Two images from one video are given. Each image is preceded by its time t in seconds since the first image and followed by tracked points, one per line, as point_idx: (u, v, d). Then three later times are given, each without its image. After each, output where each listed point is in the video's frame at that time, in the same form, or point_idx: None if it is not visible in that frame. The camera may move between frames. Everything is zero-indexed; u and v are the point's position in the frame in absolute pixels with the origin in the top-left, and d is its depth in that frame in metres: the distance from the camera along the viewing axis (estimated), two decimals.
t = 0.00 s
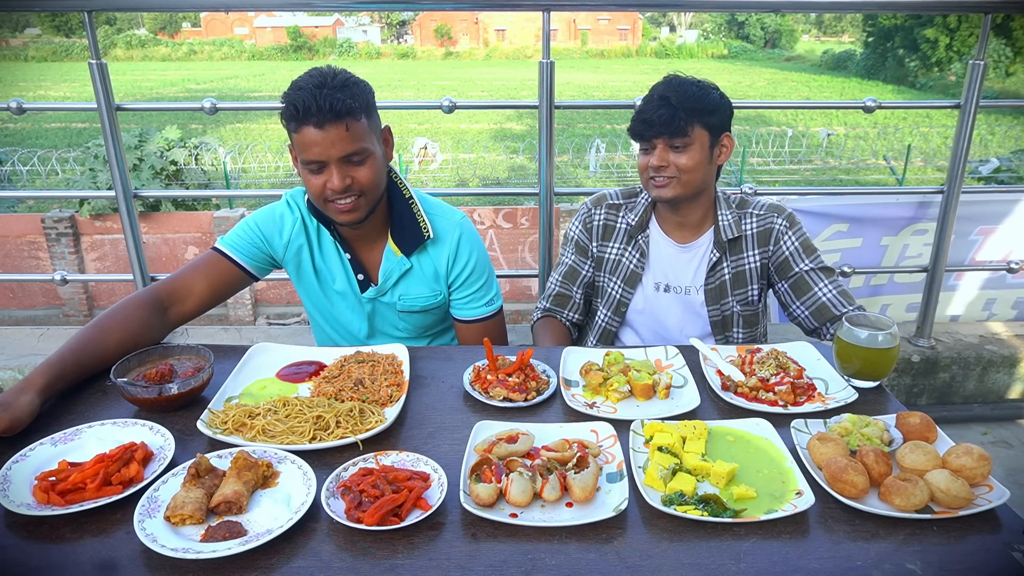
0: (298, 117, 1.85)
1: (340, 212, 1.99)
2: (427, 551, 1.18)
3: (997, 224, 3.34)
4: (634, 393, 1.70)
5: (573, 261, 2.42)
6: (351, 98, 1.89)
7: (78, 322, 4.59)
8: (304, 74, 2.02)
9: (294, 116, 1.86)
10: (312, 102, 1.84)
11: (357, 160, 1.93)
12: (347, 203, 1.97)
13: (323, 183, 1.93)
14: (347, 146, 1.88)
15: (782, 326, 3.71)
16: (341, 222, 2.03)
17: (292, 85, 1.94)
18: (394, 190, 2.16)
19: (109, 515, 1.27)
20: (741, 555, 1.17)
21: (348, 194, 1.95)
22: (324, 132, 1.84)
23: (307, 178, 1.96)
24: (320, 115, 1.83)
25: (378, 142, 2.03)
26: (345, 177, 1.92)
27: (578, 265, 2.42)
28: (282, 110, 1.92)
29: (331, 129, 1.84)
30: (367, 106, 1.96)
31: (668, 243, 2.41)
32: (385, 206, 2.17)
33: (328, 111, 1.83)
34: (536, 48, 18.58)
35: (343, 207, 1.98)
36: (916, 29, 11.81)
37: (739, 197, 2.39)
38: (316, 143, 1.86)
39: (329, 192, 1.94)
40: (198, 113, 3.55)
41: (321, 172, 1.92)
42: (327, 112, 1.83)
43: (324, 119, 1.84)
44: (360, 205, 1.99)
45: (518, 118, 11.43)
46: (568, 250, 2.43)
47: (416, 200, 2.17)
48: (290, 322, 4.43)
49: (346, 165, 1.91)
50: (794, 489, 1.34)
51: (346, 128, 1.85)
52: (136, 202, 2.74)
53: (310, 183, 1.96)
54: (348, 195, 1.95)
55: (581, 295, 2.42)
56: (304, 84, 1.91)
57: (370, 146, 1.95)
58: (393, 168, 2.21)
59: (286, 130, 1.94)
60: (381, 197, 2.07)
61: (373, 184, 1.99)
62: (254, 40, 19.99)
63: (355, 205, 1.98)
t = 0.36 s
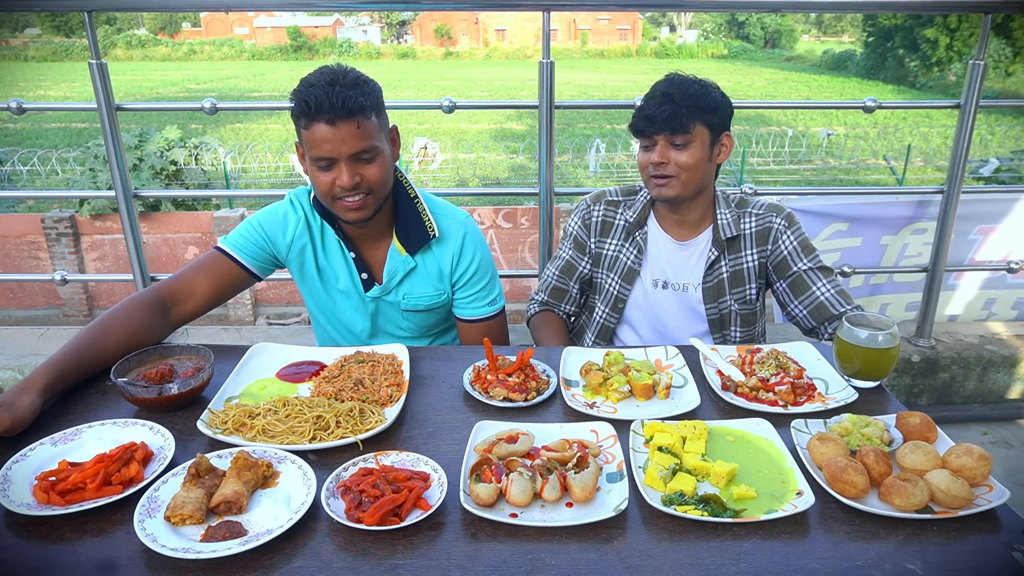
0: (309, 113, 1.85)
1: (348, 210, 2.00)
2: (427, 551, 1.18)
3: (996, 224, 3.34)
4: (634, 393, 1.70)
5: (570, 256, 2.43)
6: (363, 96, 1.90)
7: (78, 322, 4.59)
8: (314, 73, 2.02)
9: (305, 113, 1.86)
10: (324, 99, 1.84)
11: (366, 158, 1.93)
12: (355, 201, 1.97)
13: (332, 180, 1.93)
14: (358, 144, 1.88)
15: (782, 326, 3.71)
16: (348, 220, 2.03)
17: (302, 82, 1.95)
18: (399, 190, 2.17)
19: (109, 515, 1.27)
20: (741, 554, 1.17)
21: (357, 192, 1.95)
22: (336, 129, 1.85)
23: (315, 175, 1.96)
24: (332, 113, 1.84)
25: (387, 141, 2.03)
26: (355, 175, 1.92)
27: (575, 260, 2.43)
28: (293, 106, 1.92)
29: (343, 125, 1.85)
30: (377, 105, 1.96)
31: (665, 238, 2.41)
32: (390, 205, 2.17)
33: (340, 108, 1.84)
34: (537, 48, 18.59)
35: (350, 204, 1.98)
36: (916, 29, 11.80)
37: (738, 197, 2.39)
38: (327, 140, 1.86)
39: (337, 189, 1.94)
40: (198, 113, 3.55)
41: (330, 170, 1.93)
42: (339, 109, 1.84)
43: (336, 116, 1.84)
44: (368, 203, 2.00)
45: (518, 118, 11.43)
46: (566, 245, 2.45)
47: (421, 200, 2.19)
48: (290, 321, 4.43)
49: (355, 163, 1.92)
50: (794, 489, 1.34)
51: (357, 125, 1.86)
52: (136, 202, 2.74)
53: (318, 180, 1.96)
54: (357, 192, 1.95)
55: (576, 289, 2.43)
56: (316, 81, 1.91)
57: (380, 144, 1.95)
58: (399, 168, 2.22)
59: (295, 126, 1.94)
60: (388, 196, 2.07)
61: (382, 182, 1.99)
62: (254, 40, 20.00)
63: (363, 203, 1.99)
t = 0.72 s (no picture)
0: (323, 109, 1.87)
1: (359, 208, 1.99)
2: (427, 551, 1.18)
3: (998, 228, 3.34)
4: (634, 393, 1.70)
5: (564, 292, 2.33)
6: (377, 94, 1.91)
7: (78, 322, 4.59)
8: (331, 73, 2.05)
9: (320, 109, 1.88)
10: (338, 95, 1.86)
11: (378, 155, 1.93)
12: (366, 198, 1.97)
13: (344, 177, 1.93)
14: (370, 140, 1.89)
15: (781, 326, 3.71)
16: (359, 218, 2.02)
17: (319, 79, 1.97)
18: (412, 191, 2.18)
19: (109, 515, 1.27)
20: (741, 555, 1.18)
21: (368, 189, 1.95)
22: (349, 125, 1.86)
23: (328, 173, 1.96)
24: (345, 108, 1.85)
25: (401, 141, 2.03)
26: (366, 172, 1.92)
27: (572, 295, 2.34)
28: (308, 103, 1.93)
29: (355, 121, 1.86)
30: (392, 104, 1.97)
31: (664, 274, 2.38)
32: (402, 205, 2.18)
33: (353, 105, 1.85)
34: (536, 48, 18.61)
35: (361, 203, 1.98)
36: (916, 29, 11.81)
37: (728, 210, 2.38)
38: (339, 136, 1.87)
39: (349, 187, 1.94)
40: (198, 113, 3.55)
41: (342, 166, 1.93)
42: (352, 105, 1.85)
43: (349, 112, 1.85)
44: (379, 202, 1.99)
45: (518, 117, 11.43)
46: (559, 282, 2.33)
47: (434, 201, 2.20)
48: (290, 321, 4.43)
49: (367, 159, 1.92)
50: (794, 489, 1.34)
51: (369, 122, 1.87)
52: (136, 202, 2.74)
53: (331, 178, 1.96)
54: (368, 191, 1.95)
55: (575, 324, 2.36)
56: (332, 77, 1.93)
57: (392, 142, 1.95)
58: (412, 168, 2.24)
59: (309, 123, 1.95)
60: (400, 196, 2.07)
61: (393, 182, 1.98)
62: (254, 41, 20.02)
63: (374, 201, 1.98)
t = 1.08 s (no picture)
0: (316, 108, 1.87)
1: (354, 206, 1.99)
2: (427, 551, 1.18)
3: (1001, 232, 3.34)
4: (634, 393, 1.70)
5: (563, 292, 2.33)
6: (371, 92, 1.91)
7: (78, 322, 4.59)
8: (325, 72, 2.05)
9: (313, 108, 1.88)
10: (331, 94, 1.86)
11: (372, 153, 1.93)
12: (361, 197, 1.97)
13: (339, 176, 1.93)
14: (363, 138, 1.89)
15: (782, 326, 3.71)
16: (355, 216, 2.02)
17: (313, 79, 1.97)
18: (408, 189, 2.19)
19: (109, 515, 1.27)
20: (741, 554, 1.17)
21: (363, 188, 1.95)
22: (342, 124, 1.86)
23: (323, 172, 1.97)
24: (338, 107, 1.85)
25: (395, 139, 2.03)
26: (360, 170, 1.92)
27: (571, 294, 2.34)
28: (302, 103, 1.93)
29: (349, 120, 1.86)
30: (385, 102, 1.97)
31: (663, 275, 2.39)
32: (399, 202, 2.18)
33: (346, 103, 1.85)
34: (536, 48, 18.63)
35: (357, 201, 1.98)
36: (916, 29, 11.82)
37: (727, 210, 2.39)
38: (333, 134, 1.87)
39: (344, 185, 1.94)
40: (198, 113, 3.55)
41: (336, 165, 1.93)
42: (345, 104, 1.85)
43: (342, 111, 1.85)
44: (375, 200, 1.99)
45: (518, 118, 11.43)
46: (558, 281, 2.34)
47: (429, 198, 2.20)
48: (290, 321, 4.44)
49: (361, 158, 1.92)
50: (794, 489, 1.34)
51: (363, 120, 1.87)
52: (136, 202, 2.74)
53: (326, 177, 1.97)
54: (363, 189, 1.95)
55: (573, 323, 2.36)
56: (325, 76, 1.93)
57: (387, 140, 1.95)
58: (409, 167, 2.24)
59: (304, 122, 1.95)
60: (395, 194, 2.07)
61: (388, 180, 1.99)
62: (254, 41, 20.05)
63: (369, 199, 1.98)
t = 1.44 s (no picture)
0: (315, 108, 1.87)
1: (352, 206, 1.99)
2: (427, 551, 1.18)
3: (1002, 234, 3.34)
4: (634, 393, 1.70)
5: (565, 284, 2.31)
6: (368, 92, 1.91)
7: (78, 322, 4.59)
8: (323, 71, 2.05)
9: (311, 108, 1.88)
10: (329, 94, 1.86)
11: (370, 153, 1.93)
12: (359, 197, 1.96)
13: (337, 175, 1.93)
14: (362, 137, 1.89)
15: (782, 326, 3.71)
16: (353, 216, 2.02)
17: (310, 78, 1.97)
18: (407, 187, 2.19)
19: (109, 515, 1.26)
20: (742, 554, 1.17)
21: (361, 187, 1.94)
22: (340, 123, 1.86)
23: (322, 171, 1.96)
24: (336, 107, 1.85)
25: (393, 138, 2.03)
26: (358, 170, 1.92)
27: (573, 287, 2.32)
28: (299, 103, 1.94)
29: (346, 120, 1.86)
30: (383, 102, 1.97)
31: (663, 264, 2.38)
32: (397, 202, 2.18)
33: (344, 103, 1.85)
34: (536, 48, 18.64)
35: (355, 201, 1.97)
36: (916, 29, 11.81)
37: (725, 204, 2.40)
38: (331, 134, 1.87)
39: (343, 185, 1.94)
40: (199, 113, 3.55)
41: (335, 165, 1.93)
42: (343, 104, 1.85)
43: (340, 111, 1.85)
44: (373, 199, 1.99)
45: (518, 117, 11.44)
46: (560, 274, 2.32)
47: (428, 197, 2.20)
48: (290, 321, 4.44)
49: (359, 157, 1.92)
50: (795, 489, 1.34)
51: (361, 120, 1.87)
52: (136, 202, 2.74)
53: (324, 176, 1.96)
54: (361, 189, 1.95)
55: (576, 315, 2.33)
56: (323, 76, 1.93)
57: (385, 139, 1.95)
58: (406, 167, 2.23)
59: (301, 123, 1.96)
60: (394, 193, 2.07)
61: (386, 179, 1.98)
62: (254, 41, 20.06)
63: (367, 199, 1.98)
